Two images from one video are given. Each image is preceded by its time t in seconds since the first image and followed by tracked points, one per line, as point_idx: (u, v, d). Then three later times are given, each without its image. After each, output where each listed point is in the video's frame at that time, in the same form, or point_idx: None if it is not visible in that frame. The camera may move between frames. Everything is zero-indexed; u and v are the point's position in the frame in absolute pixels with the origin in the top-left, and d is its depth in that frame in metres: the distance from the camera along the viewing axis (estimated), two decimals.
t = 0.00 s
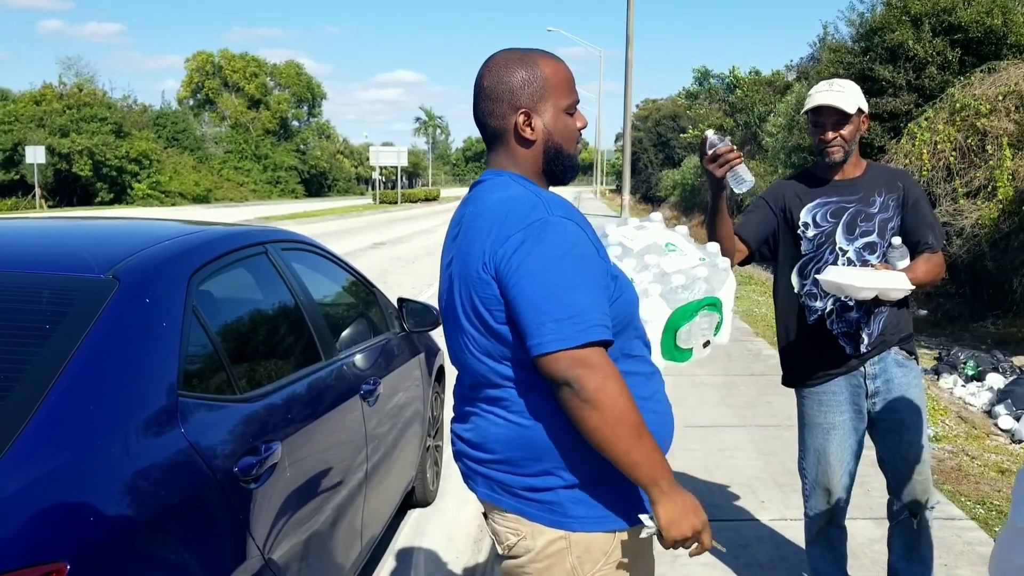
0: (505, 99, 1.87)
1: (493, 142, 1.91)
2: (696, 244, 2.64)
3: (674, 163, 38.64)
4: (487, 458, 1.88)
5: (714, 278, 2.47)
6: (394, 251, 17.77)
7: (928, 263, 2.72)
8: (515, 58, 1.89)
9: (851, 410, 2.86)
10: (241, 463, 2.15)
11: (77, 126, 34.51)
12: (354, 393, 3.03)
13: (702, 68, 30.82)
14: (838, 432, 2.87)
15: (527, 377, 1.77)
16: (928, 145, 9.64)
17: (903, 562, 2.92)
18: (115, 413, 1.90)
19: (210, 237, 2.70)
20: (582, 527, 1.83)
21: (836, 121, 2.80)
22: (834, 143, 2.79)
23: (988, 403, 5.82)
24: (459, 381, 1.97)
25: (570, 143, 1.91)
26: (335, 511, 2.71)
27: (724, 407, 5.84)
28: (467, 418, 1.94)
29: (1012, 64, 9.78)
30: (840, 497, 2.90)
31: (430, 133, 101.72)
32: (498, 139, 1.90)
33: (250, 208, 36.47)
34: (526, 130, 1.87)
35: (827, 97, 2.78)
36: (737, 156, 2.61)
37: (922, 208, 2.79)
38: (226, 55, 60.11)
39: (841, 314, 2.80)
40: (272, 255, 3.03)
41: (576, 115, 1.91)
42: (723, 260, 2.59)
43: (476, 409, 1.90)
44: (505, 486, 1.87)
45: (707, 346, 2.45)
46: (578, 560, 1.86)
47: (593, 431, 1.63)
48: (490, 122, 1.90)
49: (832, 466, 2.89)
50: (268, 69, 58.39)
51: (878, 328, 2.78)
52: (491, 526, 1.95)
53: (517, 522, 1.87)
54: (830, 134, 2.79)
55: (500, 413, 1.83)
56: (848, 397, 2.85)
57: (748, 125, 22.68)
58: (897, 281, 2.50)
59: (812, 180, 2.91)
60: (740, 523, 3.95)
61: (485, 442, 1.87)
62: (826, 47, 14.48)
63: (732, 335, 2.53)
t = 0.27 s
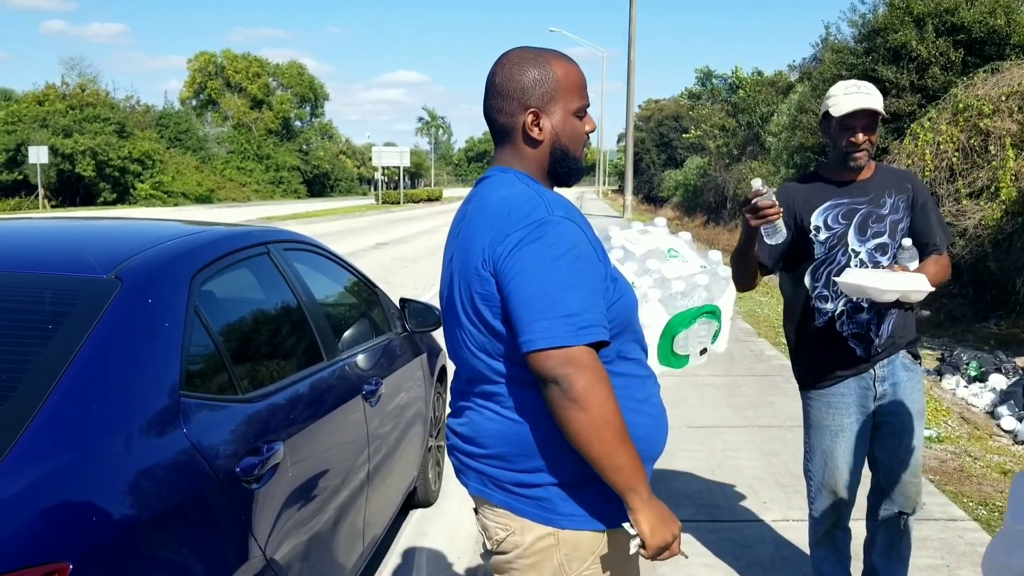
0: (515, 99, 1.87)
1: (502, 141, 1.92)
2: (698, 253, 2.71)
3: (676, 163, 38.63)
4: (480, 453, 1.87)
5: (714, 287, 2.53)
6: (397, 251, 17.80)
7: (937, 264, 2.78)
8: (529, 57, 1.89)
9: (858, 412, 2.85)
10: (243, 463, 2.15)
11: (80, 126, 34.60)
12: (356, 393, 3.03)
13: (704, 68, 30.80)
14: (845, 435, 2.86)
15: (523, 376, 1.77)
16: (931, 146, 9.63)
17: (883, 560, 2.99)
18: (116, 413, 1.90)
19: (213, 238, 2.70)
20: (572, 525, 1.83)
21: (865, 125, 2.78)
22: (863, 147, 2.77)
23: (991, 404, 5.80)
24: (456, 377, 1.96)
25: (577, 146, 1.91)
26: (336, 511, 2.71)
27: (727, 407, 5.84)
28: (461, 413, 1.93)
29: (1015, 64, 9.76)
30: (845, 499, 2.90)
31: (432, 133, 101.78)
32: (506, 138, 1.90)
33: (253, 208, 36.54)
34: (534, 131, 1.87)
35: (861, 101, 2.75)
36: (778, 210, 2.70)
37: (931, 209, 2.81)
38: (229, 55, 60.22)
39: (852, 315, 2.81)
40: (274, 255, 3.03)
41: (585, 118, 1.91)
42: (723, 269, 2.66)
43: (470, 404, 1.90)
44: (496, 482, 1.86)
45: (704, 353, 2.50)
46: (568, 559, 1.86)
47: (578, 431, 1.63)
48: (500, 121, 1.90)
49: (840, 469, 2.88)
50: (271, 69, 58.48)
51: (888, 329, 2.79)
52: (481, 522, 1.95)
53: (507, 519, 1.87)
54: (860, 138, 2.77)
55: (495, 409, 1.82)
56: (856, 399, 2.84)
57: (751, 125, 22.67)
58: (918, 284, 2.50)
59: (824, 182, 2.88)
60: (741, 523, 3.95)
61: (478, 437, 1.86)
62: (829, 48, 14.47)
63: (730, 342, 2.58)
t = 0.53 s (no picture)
0: (527, 100, 1.87)
1: (511, 142, 1.92)
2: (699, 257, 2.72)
3: (679, 164, 38.61)
4: (480, 453, 1.87)
5: (717, 293, 2.53)
6: (399, 252, 17.78)
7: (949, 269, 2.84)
8: (542, 58, 1.89)
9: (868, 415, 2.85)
10: (246, 462, 2.16)
11: (83, 126, 34.62)
12: (358, 394, 3.03)
13: (706, 70, 30.78)
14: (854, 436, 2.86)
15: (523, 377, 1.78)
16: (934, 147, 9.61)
17: (886, 561, 2.99)
18: (119, 413, 1.90)
19: (216, 238, 2.71)
20: (574, 526, 1.83)
21: (892, 132, 2.75)
22: (888, 154, 2.75)
23: (993, 406, 5.80)
24: (455, 376, 1.97)
25: (586, 149, 1.91)
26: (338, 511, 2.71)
27: (729, 409, 5.84)
28: (461, 413, 1.94)
29: (1019, 65, 9.75)
30: (853, 501, 2.91)
31: (435, 134, 101.82)
32: (516, 139, 1.90)
33: (255, 208, 36.54)
34: (544, 133, 1.88)
35: (891, 107, 2.71)
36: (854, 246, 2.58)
37: (942, 213, 2.87)
38: (232, 55, 60.26)
39: (865, 317, 2.82)
40: (277, 256, 3.04)
41: (595, 121, 1.91)
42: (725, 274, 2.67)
43: (470, 404, 1.90)
44: (497, 482, 1.87)
45: (704, 359, 2.54)
46: (569, 559, 1.86)
47: (584, 425, 1.64)
48: (510, 121, 1.91)
49: (848, 470, 2.87)
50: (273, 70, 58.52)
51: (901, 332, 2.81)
52: (481, 523, 1.95)
53: (508, 520, 1.87)
54: (887, 144, 2.74)
55: (495, 408, 1.83)
56: (867, 401, 2.84)
57: (754, 126, 22.65)
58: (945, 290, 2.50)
59: (840, 183, 2.86)
60: (743, 524, 3.94)
61: (479, 438, 1.86)
62: (832, 49, 14.45)
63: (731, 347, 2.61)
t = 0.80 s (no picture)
0: (528, 100, 1.87)
1: (511, 140, 1.91)
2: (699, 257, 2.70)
3: (680, 164, 38.61)
4: (482, 455, 1.87)
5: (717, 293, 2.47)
6: (400, 252, 17.78)
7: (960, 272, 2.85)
8: (540, 57, 1.90)
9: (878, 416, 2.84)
10: (246, 461, 2.16)
11: (85, 125, 34.66)
12: (359, 394, 3.03)
13: (708, 70, 30.78)
14: (863, 437, 2.86)
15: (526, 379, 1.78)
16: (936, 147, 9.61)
17: (888, 561, 2.99)
18: (120, 413, 1.90)
19: (218, 237, 2.71)
20: (577, 527, 1.83)
21: (912, 138, 2.73)
22: (905, 159, 2.74)
23: (993, 406, 5.80)
24: (455, 377, 1.97)
25: (586, 148, 1.92)
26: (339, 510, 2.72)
27: (729, 409, 5.84)
28: (462, 415, 1.94)
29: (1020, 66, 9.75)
30: (860, 500, 2.92)
31: (436, 133, 101.86)
32: (516, 137, 1.90)
33: (256, 207, 36.56)
34: (546, 133, 1.88)
35: (913, 114, 2.69)
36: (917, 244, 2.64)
37: (954, 216, 2.87)
38: (233, 54, 60.29)
39: (876, 317, 2.81)
40: (278, 255, 3.04)
41: (595, 120, 1.92)
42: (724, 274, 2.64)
43: (472, 405, 1.90)
44: (499, 484, 1.87)
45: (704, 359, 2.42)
46: (572, 559, 1.86)
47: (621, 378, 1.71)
48: (510, 121, 1.90)
49: (856, 470, 2.88)
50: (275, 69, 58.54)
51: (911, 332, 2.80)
52: (483, 525, 1.95)
53: (511, 521, 1.87)
54: (906, 150, 2.73)
55: (497, 410, 1.83)
56: (877, 403, 2.84)
57: (755, 126, 22.66)
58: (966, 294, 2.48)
59: (855, 183, 2.85)
60: (744, 524, 3.94)
61: (481, 440, 1.86)
62: (833, 49, 14.45)
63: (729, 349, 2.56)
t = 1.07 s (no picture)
0: (519, 100, 1.87)
1: (504, 141, 1.91)
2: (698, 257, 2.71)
3: (681, 164, 38.59)
4: (484, 457, 1.87)
5: (716, 291, 2.51)
6: (402, 252, 17.78)
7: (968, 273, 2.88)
8: (528, 58, 1.90)
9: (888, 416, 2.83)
10: (247, 461, 2.16)
11: (87, 125, 34.69)
12: (360, 393, 3.03)
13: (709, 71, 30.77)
14: (871, 437, 2.84)
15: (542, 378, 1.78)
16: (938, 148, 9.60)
17: (891, 561, 2.99)
18: (121, 412, 1.90)
19: (218, 236, 2.71)
20: (579, 529, 1.83)
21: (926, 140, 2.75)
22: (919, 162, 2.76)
23: (995, 408, 5.80)
24: (456, 379, 1.97)
25: (580, 145, 1.93)
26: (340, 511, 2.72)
27: (730, 410, 5.83)
28: (464, 416, 1.94)
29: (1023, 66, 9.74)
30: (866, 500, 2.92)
31: (437, 133, 101.90)
32: (510, 138, 1.90)
33: (258, 207, 36.57)
34: (541, 132, 1.87)
35: (928, 117, 2.70)
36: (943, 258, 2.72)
37: (963, 217, 2.91)
38: (234, 55, 60.32)
39: (887, 317, 2.80)
40: (280, 255, 3.04)
41: (586, 117, 1.92)
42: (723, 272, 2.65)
43: (473, 407, 1.91)
44: (502, 486, 1.87)
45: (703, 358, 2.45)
46: (575, 560, 1.86)
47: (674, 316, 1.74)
48: (503, 123, 1.90)
49: (863, 471, 2.87)
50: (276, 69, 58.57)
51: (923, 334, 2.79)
52: (485, 526, 1.95)
53: (513, 522, 1.87)
54: (920, 152, 2.74)
55: (500, 412, 1.83)
56: (886, 404, 2.82)
57: (757, 127, 22.65)
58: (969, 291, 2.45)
59: (869, 184, 2.84)
60: (745, 525, 3.94)
61: (483, 441, 1.87)
62: (835, 49, 14.44)
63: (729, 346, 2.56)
